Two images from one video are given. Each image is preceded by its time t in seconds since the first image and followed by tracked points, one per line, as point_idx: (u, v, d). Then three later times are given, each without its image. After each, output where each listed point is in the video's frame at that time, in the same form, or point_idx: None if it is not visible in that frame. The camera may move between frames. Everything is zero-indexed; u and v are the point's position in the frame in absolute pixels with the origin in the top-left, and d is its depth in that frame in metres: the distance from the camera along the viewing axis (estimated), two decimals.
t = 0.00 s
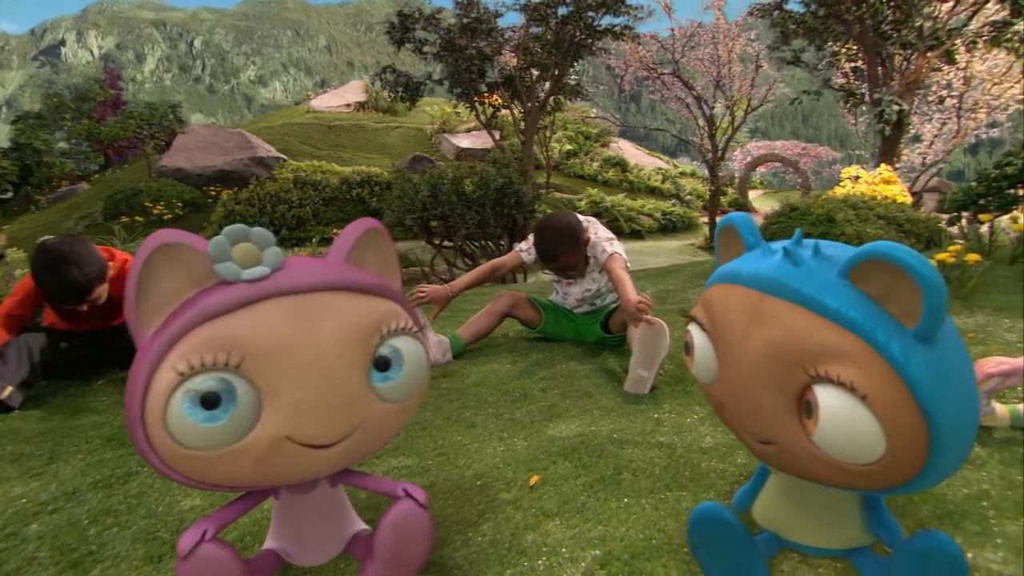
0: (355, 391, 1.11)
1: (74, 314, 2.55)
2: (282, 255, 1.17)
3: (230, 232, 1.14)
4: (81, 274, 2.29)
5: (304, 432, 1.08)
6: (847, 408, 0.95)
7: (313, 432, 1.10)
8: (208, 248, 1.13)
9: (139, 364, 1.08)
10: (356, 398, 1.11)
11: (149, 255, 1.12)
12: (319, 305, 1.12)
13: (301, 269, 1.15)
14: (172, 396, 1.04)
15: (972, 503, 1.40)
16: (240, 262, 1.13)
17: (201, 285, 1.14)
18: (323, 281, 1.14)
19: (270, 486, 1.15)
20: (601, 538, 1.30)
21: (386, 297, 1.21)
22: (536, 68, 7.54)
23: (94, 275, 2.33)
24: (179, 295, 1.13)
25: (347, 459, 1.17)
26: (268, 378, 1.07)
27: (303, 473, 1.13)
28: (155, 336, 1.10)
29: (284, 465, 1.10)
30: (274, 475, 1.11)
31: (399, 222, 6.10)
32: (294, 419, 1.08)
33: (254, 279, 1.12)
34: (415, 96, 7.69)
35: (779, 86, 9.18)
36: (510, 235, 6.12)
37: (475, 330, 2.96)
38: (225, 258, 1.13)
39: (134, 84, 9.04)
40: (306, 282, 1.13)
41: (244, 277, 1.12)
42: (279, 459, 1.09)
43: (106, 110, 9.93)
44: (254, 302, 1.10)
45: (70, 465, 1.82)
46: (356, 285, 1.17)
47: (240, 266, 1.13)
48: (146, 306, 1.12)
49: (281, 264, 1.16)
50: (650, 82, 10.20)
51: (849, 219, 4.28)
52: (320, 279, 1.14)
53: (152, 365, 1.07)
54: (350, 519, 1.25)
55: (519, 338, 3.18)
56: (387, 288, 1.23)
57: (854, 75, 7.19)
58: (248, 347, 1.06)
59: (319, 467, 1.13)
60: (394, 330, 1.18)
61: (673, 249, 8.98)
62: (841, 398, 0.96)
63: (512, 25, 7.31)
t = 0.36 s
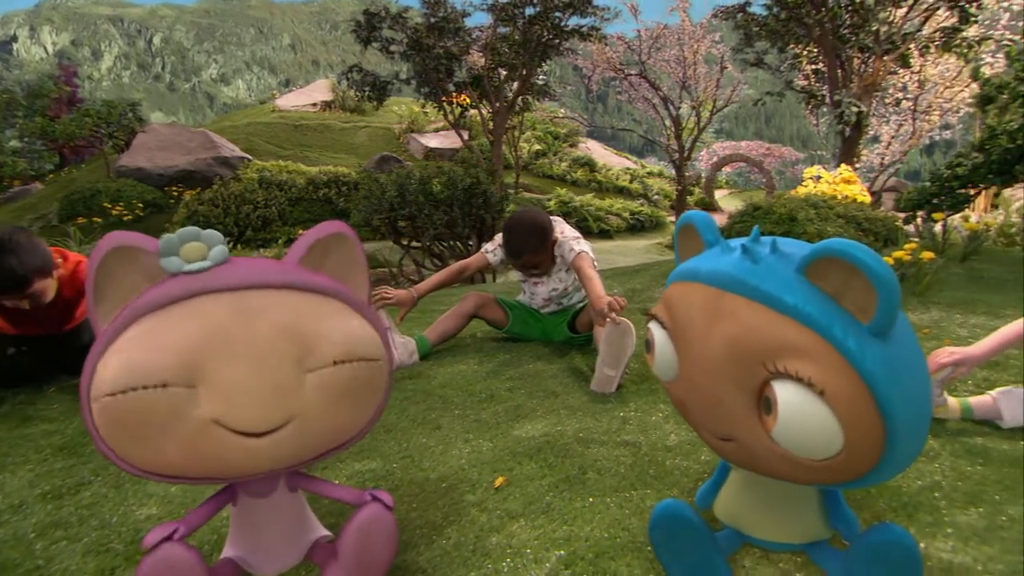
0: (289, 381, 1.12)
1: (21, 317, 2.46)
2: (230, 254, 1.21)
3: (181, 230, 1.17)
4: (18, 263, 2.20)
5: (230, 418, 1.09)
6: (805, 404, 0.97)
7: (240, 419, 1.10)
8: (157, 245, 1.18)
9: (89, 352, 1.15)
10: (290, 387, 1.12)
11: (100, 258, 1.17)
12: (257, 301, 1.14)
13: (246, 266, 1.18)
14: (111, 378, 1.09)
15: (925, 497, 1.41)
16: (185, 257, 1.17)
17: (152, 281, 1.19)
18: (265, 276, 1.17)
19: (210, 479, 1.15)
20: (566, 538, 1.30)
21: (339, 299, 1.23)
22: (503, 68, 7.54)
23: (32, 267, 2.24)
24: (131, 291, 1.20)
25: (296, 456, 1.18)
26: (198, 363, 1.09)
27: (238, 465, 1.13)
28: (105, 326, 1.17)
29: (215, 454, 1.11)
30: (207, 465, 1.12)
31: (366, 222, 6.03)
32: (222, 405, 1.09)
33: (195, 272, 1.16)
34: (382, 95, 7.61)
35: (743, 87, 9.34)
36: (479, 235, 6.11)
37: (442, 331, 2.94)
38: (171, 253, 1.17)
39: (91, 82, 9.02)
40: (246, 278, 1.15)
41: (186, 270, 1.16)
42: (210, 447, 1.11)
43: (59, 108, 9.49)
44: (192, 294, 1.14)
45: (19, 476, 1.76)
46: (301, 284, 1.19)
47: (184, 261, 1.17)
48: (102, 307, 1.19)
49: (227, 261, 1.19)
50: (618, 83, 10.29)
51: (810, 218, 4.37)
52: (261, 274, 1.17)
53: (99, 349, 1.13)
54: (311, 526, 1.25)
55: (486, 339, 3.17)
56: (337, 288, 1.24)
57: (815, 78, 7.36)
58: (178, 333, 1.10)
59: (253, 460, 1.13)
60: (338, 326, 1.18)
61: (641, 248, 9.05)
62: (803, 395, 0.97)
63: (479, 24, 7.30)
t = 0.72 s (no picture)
0: (249, 374, 1.10)
1: None
2: (196, 251, 1.20)
3: (145, 226, 1.18)
4: None
5: (185, 412, 1.07)
6: (790, 382, 0.98)
7: (195, 413, 1.08)
8: (121, 241, 1.18)
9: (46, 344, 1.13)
10: (250, 380, 1.10)
11: (67, 252, 1.18)
12: (217, 293, 1.13)
13: (211, 261, 1.18)
14: (61, 366, 1.08)
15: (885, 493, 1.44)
16: (149, 252, 1.17)
17: (113, 275, 1.19)
18: (229, 272, 1.16)
19: (166, 478, 1.13)
20: (533, 539, 1.30)
21: (302, 291, 1.21)
22: (473, 67, 7.53)
23: None
24: (93, 286, 1.19)
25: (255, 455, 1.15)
26: (153, 354, 1.08)
27: (193, 463, 1.10)
28: (63, 318, 1.15)
29: (169, 450, 1.09)
30: (162, 463, 1.10)
31: (335, 223, 5.95)
32: (177, 398, 1.08)
33: (157, 266, 1.15)
34: (351, 95, 7.52)
35: (711, 89, 9.46)
36: (449, 236, 6.09)
37: (410, 332, 2.92)
38: (135, 249, 1.17)
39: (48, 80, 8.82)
40: (210, 271, 1.15)
41: (148, 264, 1.16)
42: (164, 442, 1.08)
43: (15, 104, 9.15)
44: (155, 287, 1.13)
45: None
46: (267, 279, 1.18)
47: (147, 256, 1.17)
48: (64, 302, 1.19)
49: (191, 256, 1.19)
50: (588, 83, 10.34)
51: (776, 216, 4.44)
52: (225, 270, 1.16)
53: (55, 341, 1.12)
54: (271, 532, 1.23)
55: (455, 340, 3.16)
56: (303, 286, 1.23)
57: (780, 79, 7.48)
58: (137, 323, 1.09)
59: (209, 457, 1.10)
60: (302, 325, 1.16)
61: (612, 248, 9.10)
62: (786, 375, 0.99)
63: (449, 23, 7.27)
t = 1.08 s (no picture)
0: (206, 383, 1.08)
1: None
2: (157, 254, 1.17)
3: (105, 228, 1.15)
4: None
5: (139, 420, 1.05)
6: (779, 358, 1.03)
7: (150, 421, 1.05)
8: (79, 242, 1.14)
9: None
10: (209, 389, 1.08)
11: (23, 251, 1.15)
12: (178, 298, 1.11)
13: (173, 264, 1.15)
14: (10, 370, 1.05)
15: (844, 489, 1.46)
16: (107, 255, 1.14)
17: (69, 276, 1.16)
18: (190, 276, 1.13)
19: (118, 487, 1.10)
20: (498, 540, 1.30)
21: (266, 298, 1.18)
22: (441, 67, 7.49)
23: None
24: (48, 286, 1.15)
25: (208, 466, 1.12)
26: (106, 360, 1.05)
27: (146, 472, 1.07)
28: (17, 318, 1.12)
29: (120, 458, 1.06)
30: (114, 471, 1.07)
31: (301, 223, 5.87)
32: (130, 405, 1.05)
33: (116, 269, 1.12)
34: (317, 94, 7.42)
35: (677, 90, 9.57)
36: (417, 236, 6.05)
37: (375, 335, 2.89)
38: (93, 251, 1.14)
39: None
40: (174, 274, 1.13)
41: (107, 267, 1.12)
42: (117, 450, 1.05)
43: None
44: (115, 290, 1.11)
45: None
46: (231, 286, 1.16)
47: (106, 258, 1.14)
48: (18, 301, 1.15)
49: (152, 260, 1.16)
50: (556, 83, 10.38)
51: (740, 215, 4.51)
52: (187, 274, 1.13)
53: (7, 342, 1.08)
54: (227, 539, 1.21)
55: (423, 341, 3.14)
56: (268, 293, 1.20)
57: (744, 80, 7.61)
58: (93, 327, 1.06)
59: (163, 466, 1.08)
60: (264, 333, 1.14)
61: (581, 247, 9.14)
62: (773, 351, 1.03)
63: (415, 22, 7.22)
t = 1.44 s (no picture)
0: (158, 392, 1.05)
1: None
2: (112, 258, 1.14)
3: (57, 229, 1.11)
4: None
5: (86, 429, 1.01)
6: (763, 355, 1.07)
7: (98, 431, 1.02)
8: (30, 243, 1.10)
9: None
10: (161, 397, 1.05)
11: None
12: (132, 303, 1.08)
13: (127, 269, 1.11)
14: None
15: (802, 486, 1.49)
16: (58, 257, 1.10)
17: (18, 278, 1.11)
18: (147, 282, 1.10)
19: (63, 497, 1.07)
20: (461, 543, 1.29)
21: (225, 305, 1.15)
22: (407, 66, 7.45)
23: None
24: None
25: (157, 477, 1.09)
26: (54, 366, 1.02)
27: (94, 481, 1.04)
28: None
29: (65, 467, 1.03)
30: (60, 482, 1.03)
31: (264, 224, 5.77)
32: (77, 413, 1.01)
33: (67, 273, 1.09)
34: (281, 93, 7.31)
35: (643, 91, 9.67)
36: (383, 236, 6.00)
37: (338, 337, 2.85)
38: (44, 253, 1.10)
39: None
40: (131, 280, 1.09)
41: (58, 270, 1.09)
42: (62, 459, 1.02)
43: None
44: (67, 296, 1.07)
45: None
46: (189, 293, 1.13)
47: (58, 261, 1.10)
48: None
49: (107, 264, 1.13)
50: (523, 83, 10.40)
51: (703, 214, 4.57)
52: (143, 279, 1.10)
53: None
54: (180, 548, 1.18)
55: (388, 342, 3.11)
56: (227, 299, 1.16)
57: (708, 82, 7.74)
58: (40, 332, 1.03)
59: (112, 476, 1.05)
60: (220, 340, 1.11)
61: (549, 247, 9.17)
62: (760, 347, 1.07)
63: (381, 21, 7.17)
